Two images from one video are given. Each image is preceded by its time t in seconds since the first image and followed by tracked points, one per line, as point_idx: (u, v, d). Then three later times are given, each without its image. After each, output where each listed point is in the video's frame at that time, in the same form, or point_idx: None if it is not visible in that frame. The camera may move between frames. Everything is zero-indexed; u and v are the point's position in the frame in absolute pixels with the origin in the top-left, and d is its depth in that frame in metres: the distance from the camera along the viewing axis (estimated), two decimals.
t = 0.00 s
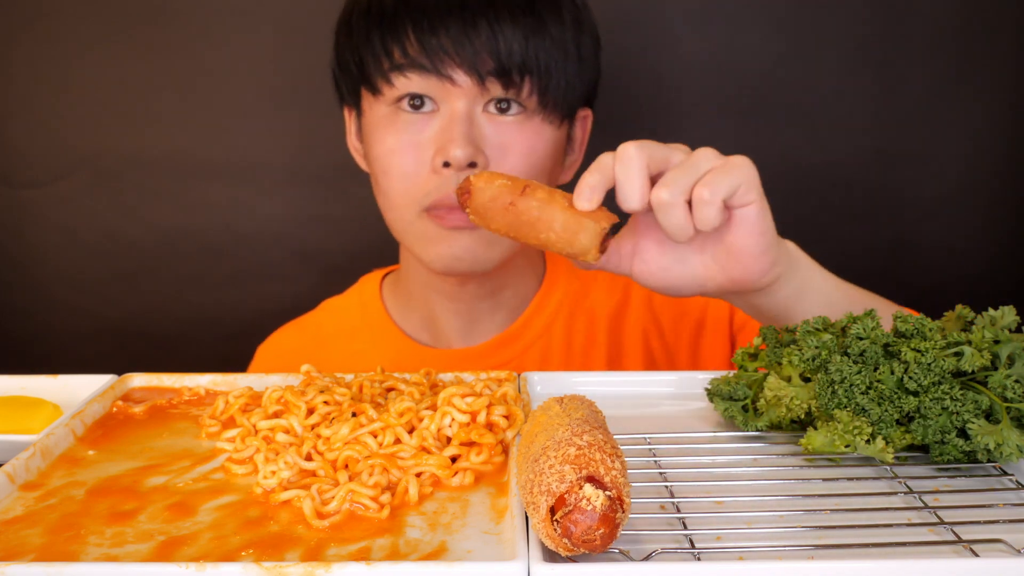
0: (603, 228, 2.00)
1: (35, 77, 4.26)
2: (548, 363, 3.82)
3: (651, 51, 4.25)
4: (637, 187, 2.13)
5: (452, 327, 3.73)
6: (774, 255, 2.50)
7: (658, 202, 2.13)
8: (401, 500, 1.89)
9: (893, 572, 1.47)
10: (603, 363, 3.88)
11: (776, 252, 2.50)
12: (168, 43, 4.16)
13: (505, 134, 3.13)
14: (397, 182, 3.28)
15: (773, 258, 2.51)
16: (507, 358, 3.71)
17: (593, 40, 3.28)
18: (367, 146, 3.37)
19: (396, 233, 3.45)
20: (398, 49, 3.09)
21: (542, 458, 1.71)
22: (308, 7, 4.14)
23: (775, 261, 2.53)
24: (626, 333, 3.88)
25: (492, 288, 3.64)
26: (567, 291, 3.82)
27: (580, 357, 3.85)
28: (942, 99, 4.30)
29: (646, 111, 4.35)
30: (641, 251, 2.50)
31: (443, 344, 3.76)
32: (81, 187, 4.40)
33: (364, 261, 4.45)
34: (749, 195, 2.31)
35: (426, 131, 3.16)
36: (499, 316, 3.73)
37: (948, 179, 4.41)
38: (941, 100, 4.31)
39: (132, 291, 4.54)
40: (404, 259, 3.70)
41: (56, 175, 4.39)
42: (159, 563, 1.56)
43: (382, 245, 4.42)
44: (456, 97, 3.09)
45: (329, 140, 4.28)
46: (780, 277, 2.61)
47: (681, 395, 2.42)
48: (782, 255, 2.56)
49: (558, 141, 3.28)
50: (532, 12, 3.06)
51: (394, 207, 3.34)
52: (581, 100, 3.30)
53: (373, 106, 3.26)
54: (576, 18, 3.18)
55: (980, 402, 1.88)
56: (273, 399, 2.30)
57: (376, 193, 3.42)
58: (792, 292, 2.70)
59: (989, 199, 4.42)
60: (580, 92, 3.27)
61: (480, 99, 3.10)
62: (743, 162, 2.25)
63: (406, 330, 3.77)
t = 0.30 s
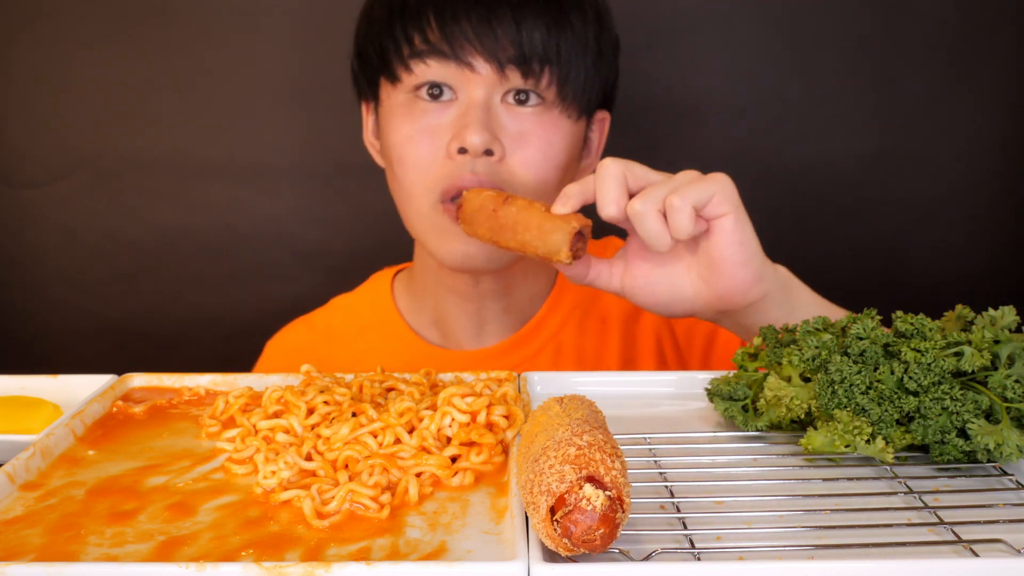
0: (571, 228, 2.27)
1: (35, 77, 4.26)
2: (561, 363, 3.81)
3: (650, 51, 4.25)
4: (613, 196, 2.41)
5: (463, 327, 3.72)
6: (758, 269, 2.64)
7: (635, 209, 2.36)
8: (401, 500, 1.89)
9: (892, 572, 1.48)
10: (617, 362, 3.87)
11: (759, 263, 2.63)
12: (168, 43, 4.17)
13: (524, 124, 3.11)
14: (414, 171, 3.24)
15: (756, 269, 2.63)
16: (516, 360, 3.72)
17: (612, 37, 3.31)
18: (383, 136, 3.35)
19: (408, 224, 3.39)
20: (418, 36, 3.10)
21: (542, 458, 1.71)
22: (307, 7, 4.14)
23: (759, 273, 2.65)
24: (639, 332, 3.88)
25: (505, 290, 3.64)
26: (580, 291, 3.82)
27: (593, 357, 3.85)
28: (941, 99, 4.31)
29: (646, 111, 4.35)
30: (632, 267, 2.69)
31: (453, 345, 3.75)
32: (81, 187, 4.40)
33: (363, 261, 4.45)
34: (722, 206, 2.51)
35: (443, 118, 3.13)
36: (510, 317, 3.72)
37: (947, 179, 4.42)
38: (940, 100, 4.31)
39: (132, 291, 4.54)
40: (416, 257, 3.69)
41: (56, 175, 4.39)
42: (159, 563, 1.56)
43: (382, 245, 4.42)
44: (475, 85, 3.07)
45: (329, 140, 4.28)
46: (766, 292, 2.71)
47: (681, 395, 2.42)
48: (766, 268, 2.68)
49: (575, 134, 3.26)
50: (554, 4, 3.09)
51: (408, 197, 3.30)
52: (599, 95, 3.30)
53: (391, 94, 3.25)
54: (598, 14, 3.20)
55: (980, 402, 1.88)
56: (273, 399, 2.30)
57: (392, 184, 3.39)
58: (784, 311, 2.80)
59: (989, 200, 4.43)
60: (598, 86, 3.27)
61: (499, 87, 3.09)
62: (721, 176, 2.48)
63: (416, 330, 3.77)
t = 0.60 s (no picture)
0: (560, 231, 2.41)
1: (35, 77, 4.26)
2: (571, 364, 3.77)
3: (650, 51, 4.25)
4: (608, 202, 2.54)
5: (469, 334, 3.73)
6: (750, 282, 2.68)
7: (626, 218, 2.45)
8: (401, 500, 1.89)
9: (893, 572, 1.48)
10: (628, 362, 3.82)
11: (751, 275, 2.68)
12: (168, 43, 4.17)
13: (539, 112, 3.10)
14: (429, 164, 3.23)
15: (748, 281, 2.68)
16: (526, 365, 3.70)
17: (620, 36, 3.38)
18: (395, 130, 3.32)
19: (423, 222, 3.40)
20: (433, 26, 3.10)
21: (542, 458, 1.71)
22: (307, 7, 4.14)
23: (752, 286, 2.69)
24: (649, 332, 3.83)
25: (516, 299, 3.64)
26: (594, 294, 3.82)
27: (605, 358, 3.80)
28: (941, 99, 4.31)
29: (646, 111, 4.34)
30: (629, 277, 2.81)
31: (459, 347, 3.77)
32: (81, 187, 4.40)
33: (363, 261, 4.46)
34: (711, 216, 2.57)
35: (459, 108, 3.13)
36: (519, 323, 3.71)
37: (947, 179, 4.42)
38: (940, 100, 4.31)
39: (131, 291, 4.53)
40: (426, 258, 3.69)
41: (56, 175, 4.39)
42: (159, 563, 1.56)
43: (382, 245, 4.42)
44: (491, 73, 3.08)
45: (329, 140, 4.28)
46: (759, 305, 2.75)
47: (681, 395, 2.42)
48: (760, 280, 2.72)
49: (590, 126, 3.26)
50: None
51: (424, 194, 3.30)
52: (610, 87, 3.33)
53: (403, 86, 3.23)
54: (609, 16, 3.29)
55: (980, 402, 1.88)
56: (273, 399, 2.30)
57: (405, 180, 3.37)
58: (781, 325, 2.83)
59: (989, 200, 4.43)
60: (610, 80, 3.30)
61: (514, 75, 3.09)
62: (714, 189, 2.55)
63: (423, 331, 3.79)
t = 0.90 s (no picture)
0: (551, 223, 2.60)
1: (35, 77, 4.26)
2: (577, 364, 3.77)
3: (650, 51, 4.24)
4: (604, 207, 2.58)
5: (473, 339, 3.72)
6: (740, 291, 2.68)
7: (618, 220, 2.51)
8: (401, 500, 1.89)
9: (892, 572, 1.48)
10: (633, 362, 3.81)
11: (739, 285, 2.66)
12: (168, 44, 4.17)
13: (548, 114, 3.09)
14: (439, 170, 3.21)
15: (736, 291, 2.66)
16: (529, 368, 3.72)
17: (620, 29, 3.37)
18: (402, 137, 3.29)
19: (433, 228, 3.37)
20: (437, 32, 3.11)
21: (542, 458, 1.71)
22: (307, 7, 4.14)
23: (741, 295, 2.68)
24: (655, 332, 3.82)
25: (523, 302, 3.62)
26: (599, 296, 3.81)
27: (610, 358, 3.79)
28: (941, 99, 4.31)
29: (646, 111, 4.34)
30: (623, 279, 2.88)
31: (463, 350, 3.76)
32: (81, 187, 4.40)
33: (363, 261, 4.45)
34: (700, 223, 2.57)
35: (468, 113, 3.11)
36: (525, 325, 3.70)
37: (947, 179, 4.42)
38: (940, 100, 4.32)
39: (131, 291, 4.53)
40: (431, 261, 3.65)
41: (56, 175, 4.39)
42: (159, 563, 1.56)
43: (382, 245, 4.42)
44: (497, 76, 3.06)
45: (329, 141, 4.28)
46: (748, 315, 2.72)
47: (681, 395, 2.42)
48: (750, 289, 2.70)
49: (597, 125, 3.26)
50: None
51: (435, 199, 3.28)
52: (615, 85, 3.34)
53: (409, 93, 3.21)
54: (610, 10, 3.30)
55: (980, 402, 1.88)
56: (273, 399, 2.30)
57: (414, 188, 3.34)
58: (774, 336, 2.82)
59: (988, 199, 4.43)
60: (615, 79, 3.31)
61: (521, 78, 3.08)
62: (705, 196, 2.55)
63: (428, 332, 3.79)
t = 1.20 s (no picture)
0: (541, 224, 2.62)
1: (35, 77, 4.26)
2: (575, 364, 3.78)
3: (650, 51, 4.24)
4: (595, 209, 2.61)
5: (473, 341, 3.72)
6: (729, 301, 2.68)
7: (607, 225, 2.54)
8: (401, 500, 1.89)
9: (892, 571, 1.48)
10: (629, 363, 3.85)
11: (728, 293, 2.66)
12: (168, 44, 4.17)
13: (549, 125, 3.04)
14: (442, 184, 3.16)
15: (725, 298, 2.67)
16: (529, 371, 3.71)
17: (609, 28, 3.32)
18: (403, 151, 3.23)
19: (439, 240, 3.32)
20: (434, 46, 3.02)
21: (542, 458, 1.71)
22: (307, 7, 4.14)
23: (730, 304, 2.68)
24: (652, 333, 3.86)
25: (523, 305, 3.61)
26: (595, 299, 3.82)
27: (608, 360, 3.82)
28: (941, 99, 4.31)
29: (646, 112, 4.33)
30: (616, 282, 2.92)
31: (461, 352, 3.76)
32: (81, 187, 4.40)
33: (363, 261, 4.46)
34: (690, 230, 2.59)
35: (469, 127, 3.04)
36: (523, 329, 3.69)
37: (947, 179, 4.42)
38: (940, 101, 4.32)
39: (132, 291, 4.53)
40: (429, 265, 3.64)
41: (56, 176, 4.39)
42: (159, 563, 1.56)
43: (382, 245, 4.43)
44: (497, 89, 3.00)
45: (329, 141, 4.28)
46: (737, 323, 2.72)
47: (681, 395, 2.42)
48: (740, 297, 2.70)
49: (592, 129, 3.23)
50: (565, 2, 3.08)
51: (441, 213, 3.22)
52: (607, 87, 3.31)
53: (407, 108, 3.14)
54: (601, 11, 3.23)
55: (980, 402, 1.88)
56: (273, 399, 2.30)
57: (418, 202, 3.29)
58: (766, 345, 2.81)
59: (988, 199, 4.44)
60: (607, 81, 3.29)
61: (521, 91, 3.01)
62: (695, 203, 2.54)
63: (425, 334, 3.79)
